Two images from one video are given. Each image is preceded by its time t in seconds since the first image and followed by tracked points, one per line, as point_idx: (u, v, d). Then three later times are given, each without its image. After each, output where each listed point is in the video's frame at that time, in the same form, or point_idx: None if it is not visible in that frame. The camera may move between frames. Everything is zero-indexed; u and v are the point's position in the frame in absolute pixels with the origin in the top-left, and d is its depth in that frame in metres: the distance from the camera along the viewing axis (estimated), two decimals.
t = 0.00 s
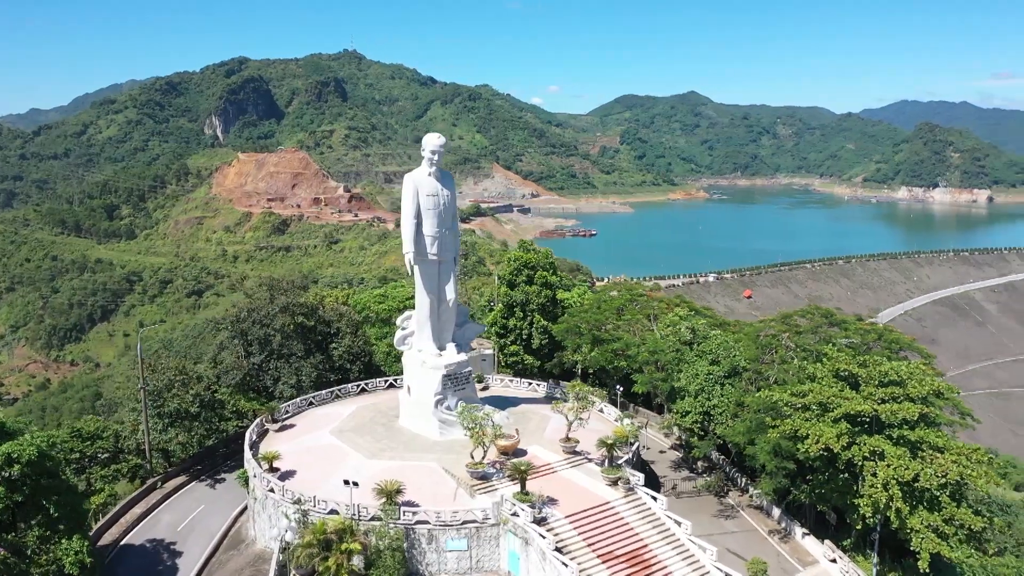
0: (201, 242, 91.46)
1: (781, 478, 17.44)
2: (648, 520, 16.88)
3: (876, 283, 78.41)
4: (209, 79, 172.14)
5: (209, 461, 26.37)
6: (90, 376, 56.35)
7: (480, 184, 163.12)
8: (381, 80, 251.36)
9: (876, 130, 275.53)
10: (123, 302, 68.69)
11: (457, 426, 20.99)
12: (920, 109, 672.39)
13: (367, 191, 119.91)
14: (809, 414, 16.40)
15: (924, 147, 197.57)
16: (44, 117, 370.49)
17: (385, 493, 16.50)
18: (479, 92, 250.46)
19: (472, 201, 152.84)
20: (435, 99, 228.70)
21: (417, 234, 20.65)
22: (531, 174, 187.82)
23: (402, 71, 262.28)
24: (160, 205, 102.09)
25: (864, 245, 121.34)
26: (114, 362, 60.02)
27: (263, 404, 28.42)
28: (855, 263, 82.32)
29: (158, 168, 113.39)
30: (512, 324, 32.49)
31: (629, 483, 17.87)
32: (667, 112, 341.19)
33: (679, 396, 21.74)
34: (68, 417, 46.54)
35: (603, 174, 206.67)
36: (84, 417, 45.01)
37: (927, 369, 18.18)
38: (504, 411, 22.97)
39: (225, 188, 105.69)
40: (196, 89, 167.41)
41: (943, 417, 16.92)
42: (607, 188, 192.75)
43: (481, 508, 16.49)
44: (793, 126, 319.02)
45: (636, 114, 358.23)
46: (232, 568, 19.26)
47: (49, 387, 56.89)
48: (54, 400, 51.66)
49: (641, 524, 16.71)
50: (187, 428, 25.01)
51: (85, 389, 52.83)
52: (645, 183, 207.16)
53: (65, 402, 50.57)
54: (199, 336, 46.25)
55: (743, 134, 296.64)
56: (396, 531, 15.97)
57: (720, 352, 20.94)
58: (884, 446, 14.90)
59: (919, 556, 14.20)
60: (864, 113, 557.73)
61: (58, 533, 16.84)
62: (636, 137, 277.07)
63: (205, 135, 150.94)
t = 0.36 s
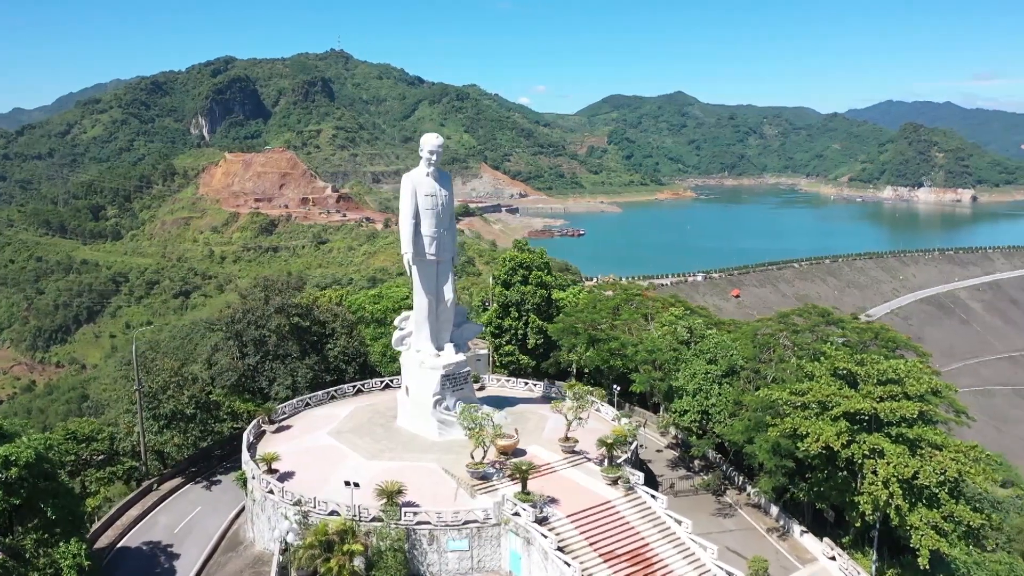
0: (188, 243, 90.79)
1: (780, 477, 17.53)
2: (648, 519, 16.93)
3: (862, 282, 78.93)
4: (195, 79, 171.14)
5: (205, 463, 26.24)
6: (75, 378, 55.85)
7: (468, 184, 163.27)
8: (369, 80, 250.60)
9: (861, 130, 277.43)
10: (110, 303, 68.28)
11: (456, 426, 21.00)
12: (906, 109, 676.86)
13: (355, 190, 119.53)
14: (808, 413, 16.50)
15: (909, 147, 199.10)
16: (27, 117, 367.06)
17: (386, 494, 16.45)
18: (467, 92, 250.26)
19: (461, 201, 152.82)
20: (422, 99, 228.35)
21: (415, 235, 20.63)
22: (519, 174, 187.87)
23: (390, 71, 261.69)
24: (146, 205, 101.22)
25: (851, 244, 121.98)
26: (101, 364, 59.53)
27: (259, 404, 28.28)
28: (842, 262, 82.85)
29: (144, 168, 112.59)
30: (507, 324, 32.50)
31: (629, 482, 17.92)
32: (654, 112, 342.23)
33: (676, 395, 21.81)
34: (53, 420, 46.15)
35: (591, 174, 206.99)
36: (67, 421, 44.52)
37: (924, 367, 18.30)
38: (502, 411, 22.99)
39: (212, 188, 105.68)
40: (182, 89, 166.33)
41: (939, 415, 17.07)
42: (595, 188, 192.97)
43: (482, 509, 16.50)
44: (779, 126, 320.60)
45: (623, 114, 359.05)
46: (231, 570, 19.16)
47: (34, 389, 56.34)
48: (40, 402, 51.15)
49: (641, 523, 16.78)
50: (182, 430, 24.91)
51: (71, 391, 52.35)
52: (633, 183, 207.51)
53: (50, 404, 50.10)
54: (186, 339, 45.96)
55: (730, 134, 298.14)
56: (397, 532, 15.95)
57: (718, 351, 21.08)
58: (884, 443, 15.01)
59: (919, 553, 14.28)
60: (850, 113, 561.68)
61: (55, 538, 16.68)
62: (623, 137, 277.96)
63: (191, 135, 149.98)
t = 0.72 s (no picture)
0: (175, 243, 90.08)
1: (779, 475, 17.63)
2: (649, 518, 16.99)
3: (848, 281, 79.42)
4: (181, 78, 170.06)
5: (201, 464, 26.05)
6: (59, 380, 55.25)
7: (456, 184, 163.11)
8: (356, 79, 249.67)
9: (847, 130, 279.26)
10: (96, 304, 67.74)
11: (456, 427, 21.00)
12: (891, 108, 681.35)
13: (343, 190, 119.13)
14: (807, 412, 16.61)
15: (894, 147, 200.55)
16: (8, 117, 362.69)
17: (387, 494, 16.42)
18: (454, 91, 249.93)
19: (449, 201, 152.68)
20: (410, 99, 227.88)
21: (414, 235, 20.63)
22: (507, 174, 187.91)
23: (377, 71, 260.93)
24: (133, 205, 100.35)
25: (837, 244, 122.51)
26: (86, 366, 58.89)
27: (254, 405, 28.12)
28: (829, 261, 83.26)
29: (129, 168, 111.67)
30: (502, 324, 32.51)
31: (629, 481, 17.97)
32: (642, 112, 343.17)
33: (674, 394, 21.87)
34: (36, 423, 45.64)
35: (579, 174, 207.22)
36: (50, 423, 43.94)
37: (921, 365, 18.45)
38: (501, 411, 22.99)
39: (199, 188, 105.54)
40: (167, 89, 165.19)
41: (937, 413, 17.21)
42: (583, 188, 193.07)
43: (483, 508, 16.49)
44: (765, 126, 322.06)
45: (610, 114, 359.42)
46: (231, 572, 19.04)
47: (18, 391, 55.72)
48: (24, 404, 50.56)
49: (642, 521, 16.82)
50: (178, 432, 24.79)
51: (56, 393, 51.84)
52: (621, 183, 207.75)
53: (35, 407, 49.58)
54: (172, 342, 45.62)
55: (717, 134, 299.34)
56: (399, 533, 15.94)
57: (716, 351, 21.20)
58: (883, 441, 15.13)
59: (919, 550, 14.37)
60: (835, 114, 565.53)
61: (53, 540, 16.51)
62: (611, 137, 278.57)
63: (177, 135, 149.05)
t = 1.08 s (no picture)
0: (161, 243, 89.43)
1: (778, 472, 17.75)
2: (650, 516, 17.06)
3: (835, 280, 79.77)
4: (166, 78, 168.94)
5: (197, 466, 25.87)
6: (43, 383, 54.68)
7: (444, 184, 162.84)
8: (343, 79, 248.84)
9: (832, 130, 281.00)
10: (81, 305, 67.22)
11: (455, 427, 20.98)
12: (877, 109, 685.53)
13: (331, 191, 118.70)
14: (807, 410, 16.73)
15: (879, 147, 201.90)
16: None
17: (388, 495, 16.38)
18: (442, 91, 249.51)
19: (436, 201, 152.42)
20: (397, 99, 227.21)
21: (413, 236, 20.62)
22: (495, 174, 187.79)
23: (364, 70, 260.04)
24: (118, 205, 99.55)
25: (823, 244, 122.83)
26: (72, 367, 58.32)
27: (250, 407, 27.94)
28: (816, 260, 83.55)
29: (115, 168, 110.78)
30: (498, 323, 32.52)
31: (629, 480, 18.02)
32: (629, 113, 344.07)
33: (671, 393, 21.93)
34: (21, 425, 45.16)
35: (567, 174, 207.38)
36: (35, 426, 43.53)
37: (917, 363, 18.59)
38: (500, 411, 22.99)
39: (185, 188, 105.04)
40: (152, 89, 164.01)
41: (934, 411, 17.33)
42: (571, 188, 193.23)
43: (485, 508, 16.51)
44: (752, 127, 323.40)
45: (598, 114, 359.86)
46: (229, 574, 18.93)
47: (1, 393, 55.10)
48: (8, 407, 49.99)
49: (643, 520, 16.88)
50: (174, 433, 24.62)
51: (40, 395, 51.34)
52: (609, 183, 207.81)
53: (20, 409, 49.11)
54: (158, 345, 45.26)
55: (704, 135, 300.60)
56: (401, 533, 15.95)
57: (714, 350, 21.34)
58: (884, 439, 15.24)
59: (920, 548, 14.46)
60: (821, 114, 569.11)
61: (51, 543, 16.46)
62: (598, 138, 279.16)
63: (163, 135, 148.02)
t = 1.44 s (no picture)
0: (147, 244, 88.66)
1: (778, 471, 17.86)
2: (651, 515, 17.12)
3: (822, 279, 80.03)
4: (151, 77, 167.65)
5: (193, 468, 25.73)
6: (26, 385, 54.11)
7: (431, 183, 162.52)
8: (330, 79, 247.75)
9: (818, 130, 282.75)
10: (66, 306, 66.61)
11: (454, 427, 21.00)
12: (863, 109, 689.65)
13: (318, 190, 118.17)
14: (807, 409, 16.84)
15: (864, 147, 203.29)
16: None
17: (390, 496, 16.36)
18: (429, 91, 249.13)
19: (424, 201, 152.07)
20: (384, 99, 226.54)
21: (413, 236, 20.61)
22: (482, 174, 187.64)
23: (350, 70, 259.13)
24: (103, 206, 98.70)
25: (809, 243, 123.15)
26: (56, 369, 57.80)
27: (246, 408, 27.83)
28: (802, 259, 83.73)
29: (99, 168, 109.80)
30: (493, 324, 32.55)
31: (629, 479, 18.11)
32: (616, 113, 344.87)
33: (669, 392, 21.98)
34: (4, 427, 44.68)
35: (554, 174, 207.41)
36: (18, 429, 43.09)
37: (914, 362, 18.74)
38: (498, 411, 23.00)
39: (171, 189, 104.33)
40: (137, 88, 162.77)
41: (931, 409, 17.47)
42: (559, 188, 193.32)
43: (487, 508, 16.53)
44: (738, 126, 324.61)
45: (585, 114, 360.10)
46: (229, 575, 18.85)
47: None
48: None
49: (645, 520, 16.93)
50: (171, 435, 24.49)
51: (23, 398, 50.84)
52: (596, 183, 207.93)
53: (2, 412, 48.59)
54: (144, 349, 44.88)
55: (690, 134, 301.68)
56: (404, 533, 15.93)
57: (711, 349, 21.48)
58: (884, 437, 15.37)
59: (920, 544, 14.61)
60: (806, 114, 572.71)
61: (50, 547, 16.35)
62: (585, 138, 279.64)
63: (148, 134, 146.57)
